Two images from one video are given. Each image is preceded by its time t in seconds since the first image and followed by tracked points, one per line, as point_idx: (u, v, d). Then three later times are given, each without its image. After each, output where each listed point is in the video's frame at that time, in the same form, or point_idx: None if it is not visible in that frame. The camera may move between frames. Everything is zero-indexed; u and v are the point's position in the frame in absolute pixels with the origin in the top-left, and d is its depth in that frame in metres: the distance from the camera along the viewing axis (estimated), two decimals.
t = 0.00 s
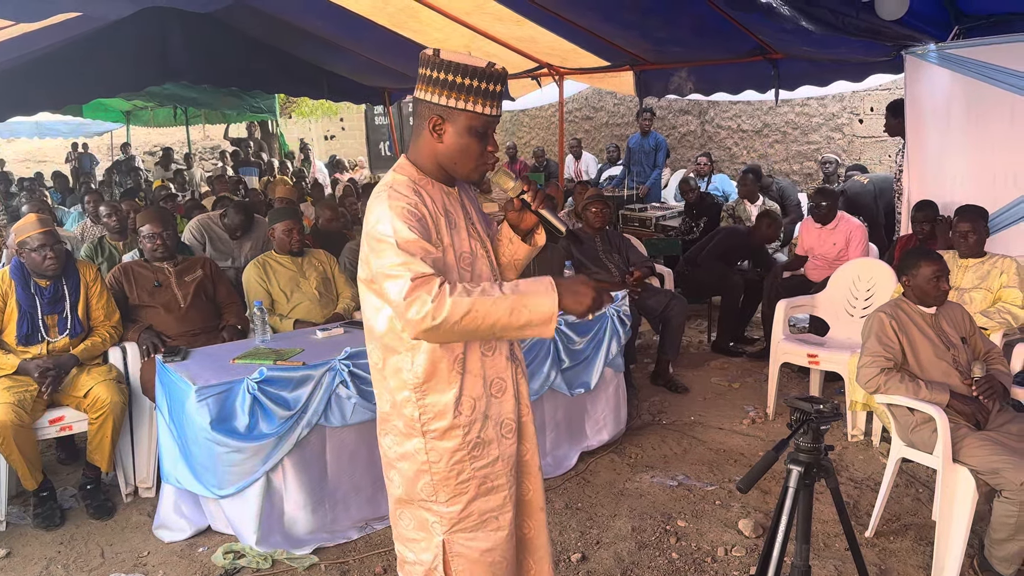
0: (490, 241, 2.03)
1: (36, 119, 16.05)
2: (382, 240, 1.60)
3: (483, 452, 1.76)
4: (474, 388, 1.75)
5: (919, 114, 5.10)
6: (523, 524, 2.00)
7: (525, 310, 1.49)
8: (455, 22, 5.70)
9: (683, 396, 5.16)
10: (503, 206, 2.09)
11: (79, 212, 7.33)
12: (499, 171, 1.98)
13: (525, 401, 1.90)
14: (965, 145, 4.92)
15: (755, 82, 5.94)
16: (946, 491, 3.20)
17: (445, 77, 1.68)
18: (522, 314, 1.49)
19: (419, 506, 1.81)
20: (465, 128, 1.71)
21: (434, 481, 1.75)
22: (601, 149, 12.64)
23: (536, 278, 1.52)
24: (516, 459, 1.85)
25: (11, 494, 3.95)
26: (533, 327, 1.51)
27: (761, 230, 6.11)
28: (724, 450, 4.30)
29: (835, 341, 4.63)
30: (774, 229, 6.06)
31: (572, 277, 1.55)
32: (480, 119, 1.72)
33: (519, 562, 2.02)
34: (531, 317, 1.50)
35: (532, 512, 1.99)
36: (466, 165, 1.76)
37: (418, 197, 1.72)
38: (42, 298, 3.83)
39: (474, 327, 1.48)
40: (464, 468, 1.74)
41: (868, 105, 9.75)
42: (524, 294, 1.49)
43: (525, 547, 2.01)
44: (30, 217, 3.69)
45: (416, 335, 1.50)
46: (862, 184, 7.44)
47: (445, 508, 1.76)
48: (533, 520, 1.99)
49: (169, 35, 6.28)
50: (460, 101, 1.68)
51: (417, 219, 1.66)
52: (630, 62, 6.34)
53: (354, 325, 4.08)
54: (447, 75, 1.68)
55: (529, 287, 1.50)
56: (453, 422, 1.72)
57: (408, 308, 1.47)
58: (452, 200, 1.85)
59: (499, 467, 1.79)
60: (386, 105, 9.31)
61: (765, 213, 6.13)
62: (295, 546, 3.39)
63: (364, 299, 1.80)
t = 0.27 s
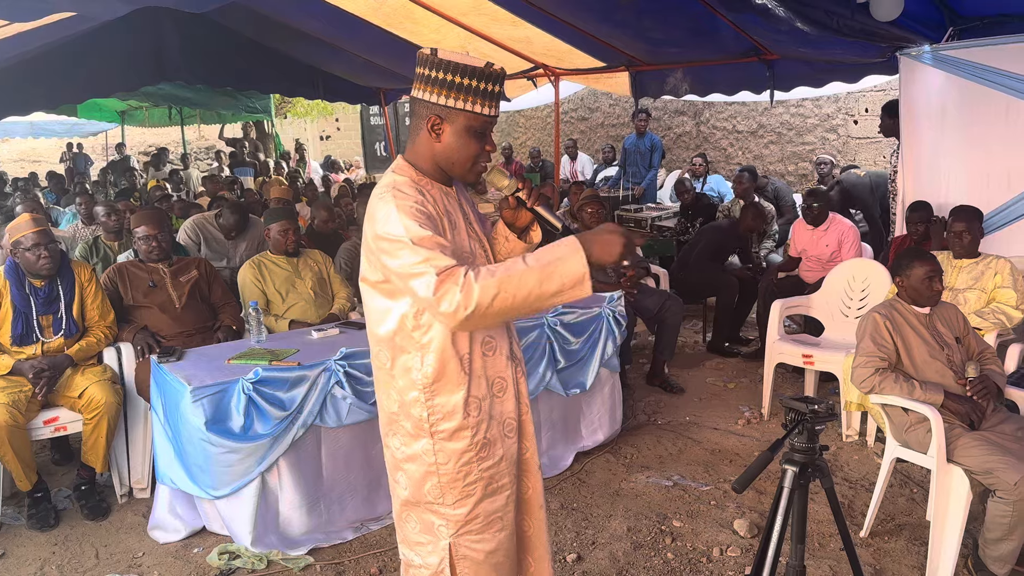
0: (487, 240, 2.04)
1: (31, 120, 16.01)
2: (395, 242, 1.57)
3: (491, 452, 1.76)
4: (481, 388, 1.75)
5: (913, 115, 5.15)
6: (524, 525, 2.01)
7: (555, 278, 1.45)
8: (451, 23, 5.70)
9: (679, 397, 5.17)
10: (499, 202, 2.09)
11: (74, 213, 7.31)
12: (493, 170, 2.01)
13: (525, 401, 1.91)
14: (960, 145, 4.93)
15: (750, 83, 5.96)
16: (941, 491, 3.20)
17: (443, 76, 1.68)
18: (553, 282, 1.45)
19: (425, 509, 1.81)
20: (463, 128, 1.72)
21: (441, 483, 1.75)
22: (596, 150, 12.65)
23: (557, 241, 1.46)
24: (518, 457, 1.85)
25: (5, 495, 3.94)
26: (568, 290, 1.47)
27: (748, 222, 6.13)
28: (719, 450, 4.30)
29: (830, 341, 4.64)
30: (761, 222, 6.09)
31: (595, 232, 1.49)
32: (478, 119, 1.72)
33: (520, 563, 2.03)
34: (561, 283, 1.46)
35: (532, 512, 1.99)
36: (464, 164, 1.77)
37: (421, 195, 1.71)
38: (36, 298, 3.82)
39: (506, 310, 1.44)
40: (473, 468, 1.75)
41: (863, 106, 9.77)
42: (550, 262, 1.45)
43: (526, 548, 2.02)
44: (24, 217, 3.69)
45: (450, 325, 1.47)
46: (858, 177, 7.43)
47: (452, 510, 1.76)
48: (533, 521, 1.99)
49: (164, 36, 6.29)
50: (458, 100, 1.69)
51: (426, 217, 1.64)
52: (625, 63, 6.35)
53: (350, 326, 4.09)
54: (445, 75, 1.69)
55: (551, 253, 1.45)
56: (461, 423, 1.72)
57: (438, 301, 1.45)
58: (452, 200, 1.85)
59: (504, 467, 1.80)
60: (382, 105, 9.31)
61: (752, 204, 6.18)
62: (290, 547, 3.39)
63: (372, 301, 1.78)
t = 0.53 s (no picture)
0: (483, 240, 2.04)
1: (25, 119, 15.96)
2: (405, 241, 1.56)
3: (495, 453, 1.77)
4: (485, 388, 1.76)
5: (907, 116, 5.17)
6: (526, 527, 2.00)
7: (582, 310, 1.45)
8: (446, 23, 5.70)
9: (674, 397, 5.18)
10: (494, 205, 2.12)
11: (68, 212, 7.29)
12: (490, 169, 1.96)
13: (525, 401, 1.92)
14: (954, 145, 4.94)
15: (745, 84, 5.97)
16: (935, 491, 3.21)
17: (439, 75, 1.69)
18: (579, 313, 1.45)
19: (430, 511, 1.81)
20: (460, 127, 1.72)
21: (447, 484, 1.76)
22: (592, 150, 12.66)
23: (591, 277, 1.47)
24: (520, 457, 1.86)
25: None
26: (593, 325, 1.47)
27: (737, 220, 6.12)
28: (714, 450, 4.31)
29: (825, 341, 4.65)
30: (751, 219, 6.08)
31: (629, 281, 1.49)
32: (475, 119, 1.73)
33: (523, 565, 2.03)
34: (587, 316, 1.46)
35: (534, 513, 1.99)
36: (461, 165, 1.77)
37: (422, 194, 1.71)
38: (31, 298, 3.81)
39: (526, 322, 1.44)
40: (478, 469, 1.75)
41: (858, 107, 9.80)
42: (578, 289, 1.46)
43: (528, 550, 2.02)
44: (18, 217, 3.68)
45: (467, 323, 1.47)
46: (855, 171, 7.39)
47: (458, 511, 1.76)
48: (535, 522, 2.00)
49: (158, 36, 6.22)
50: (454, 100, 1.69)
51: (431, 216, 1.64)
52: (621, 64, 6.36)
53: (345, 326, 4.08)
54: (441, 74, 1.69)
55: (586, 285, 1.46)
56: (467, 423, 1.72)
57: (458, 297, 1.45)
58: (450, 201, 1.84)
59: (508, 467, 1.80)
60: (378, 105, 9.30)
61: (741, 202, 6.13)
62: (286, 547, 3.38)
63: (375, 302, 1.78)
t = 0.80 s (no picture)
0: (478, 240, 2.05)
1: (15, 119, 15.86)
2: (393, 243, 1.56)
3: (488, 454, 1.77)
4: (477, 389, 1.76)
5: (899, 116, 5.27)
6: (520, 527, 2.00)
7: (561, 316, 1.46)
8: (438, 23, 5.70)
9: (666, 396, 5.19)
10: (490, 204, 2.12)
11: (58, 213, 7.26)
12: (487, 168, 1.94)
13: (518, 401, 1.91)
14: (944, 146, 4.99)
15: (737, 84, 5.98)
16: (925, 490, 3.23)
17: (431, 75, 1.69)
18: (558, 319, 1.46)
19: (422, 511, 1.81)
20: (454, 126, 1.72)
21: (439, 485, 1.75)
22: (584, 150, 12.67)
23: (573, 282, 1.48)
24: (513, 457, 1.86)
25: None
26: (571, 332, 1.48)
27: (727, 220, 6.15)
28: (706, 449, 4.32)
29: (816, 341, 4.67)
30: (741, 219, 6.09)
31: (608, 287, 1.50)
32: (469, 118, 1.73)
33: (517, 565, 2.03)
34: (566, 321, 1.47)
35: (528, 514, 1.99)
36: (456, 164, 1.77)
37: (414, 194, 1.71)
38: (20, 299, 3.79)
39: (506, 328, 1.45)
40: (470, 470, 1.75)
41: (849, 107, 9.85)
42: (558, 297, 1.46)
43: (522, 550, 2.02)
44: (8, 217, 3.66)
45: (448, 331, 1.47)
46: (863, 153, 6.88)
47: (450, 512, 1.76)
48: (530, 523, 1.99)
49: (150, 36, 6.29)
50: (448, 99, 1.69)
51: (421, 217, 1.63)
52: (613, 64, 6.37)
53: (337, 326, 4.08)
54: (434, 74, 1.69)
55: (564, 291, 1.46)
56: (459, 424, 1.72)
57: (438, 304, 1.45)
58: (444, 201, 1.84)
59: (501, 468, 1.80)
60: (370, 105, 9.28)
61: (732, 202, 6.16)
62: (277, 548, 3.38)
63: (365, 304, 1.78)
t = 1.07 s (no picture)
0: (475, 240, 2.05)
1: (7, 119, 15.79)
2: (366, 236, 1.59)
3: (478, 453, 1.77)
4: (467, 387, 1.75)
5: (891, 116, 5.25)
6: (514, 527, 2.01)
7: (501, 251, 1.46)
8: (432, 23, 5.70)
9: (660, 396, 5.19)
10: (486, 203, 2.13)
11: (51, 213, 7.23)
12: (483, 166, 2.02)
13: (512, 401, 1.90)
14: (937, 146, 5.00)
15: (730, 84, 6.00)
16: (918, 489, 3.24)
17: (425, 75, 1.68)
18: (500, 256, 1.45)
19: (414, 510, 1.81)
20: (449, 126, 1.71)
21: (430, 484, 1.75)
22: (579, 150, 12.68)
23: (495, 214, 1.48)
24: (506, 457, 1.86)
25: None
26: (517, 264, 1.47)
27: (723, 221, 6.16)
28: (700, 449, 4.33)
29: (810, 340, 4.68)
30: (737, 220, 6.10)
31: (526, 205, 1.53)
32: (464, 117, 1.71)
33: (511, 565, 2.04)
34: (507, 258, 1.46)
35: (522, 514, 2.00)
36: (451, 163, 1.76)
37: (402, 194, 1.71)
38: (13, 299, 3.79)
39: (459, 292, 1.45)
40: (461, 469, 1.75)
41: (843, 107, 9.88)
42: (493, 237, 1.46)
43: (516, 550, 2.02)
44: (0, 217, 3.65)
45: (406, 318, 1.47)
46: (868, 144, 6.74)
47: (441, 511, 1.76)
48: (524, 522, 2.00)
49: (143, 37, 6.25)
50: (443, 100, 1.68)
51: (402, 214, 1.64)
52: (607, 64, 6.37)
53: (331, 327, 4.07)
54: (427, 74, 1.68)
55: (492, 229, 1.46)
56: (448, 423, 1.71)
57: (394, 295, 1.46)
58: (437, 200, 1.84)
59: (493, 468, 1.80)
60: (364, 105, 9.27)
61: (727, 203, 6.17)
62: (271, 548, 3.38)
63: (351, 303, 1.79)
